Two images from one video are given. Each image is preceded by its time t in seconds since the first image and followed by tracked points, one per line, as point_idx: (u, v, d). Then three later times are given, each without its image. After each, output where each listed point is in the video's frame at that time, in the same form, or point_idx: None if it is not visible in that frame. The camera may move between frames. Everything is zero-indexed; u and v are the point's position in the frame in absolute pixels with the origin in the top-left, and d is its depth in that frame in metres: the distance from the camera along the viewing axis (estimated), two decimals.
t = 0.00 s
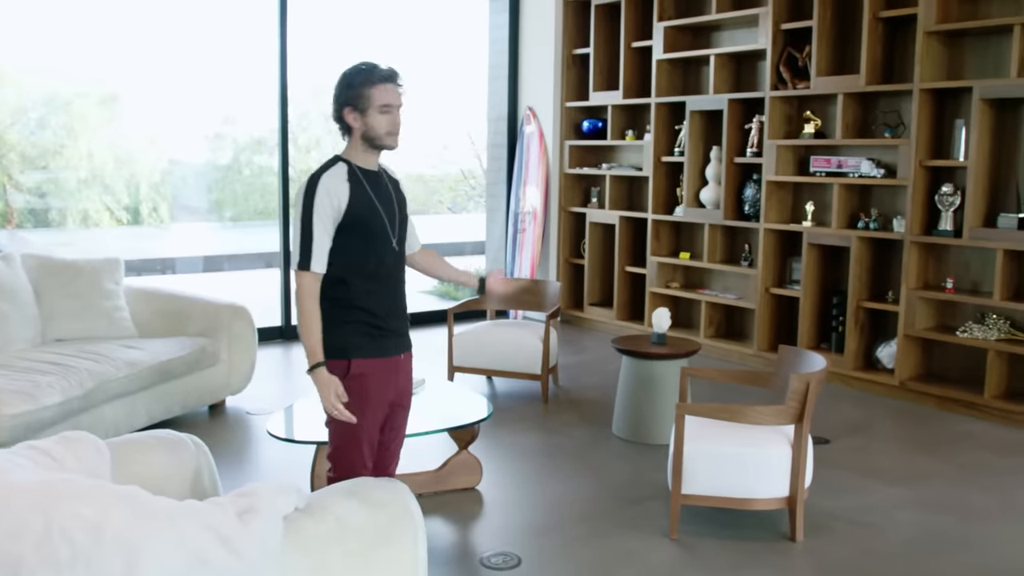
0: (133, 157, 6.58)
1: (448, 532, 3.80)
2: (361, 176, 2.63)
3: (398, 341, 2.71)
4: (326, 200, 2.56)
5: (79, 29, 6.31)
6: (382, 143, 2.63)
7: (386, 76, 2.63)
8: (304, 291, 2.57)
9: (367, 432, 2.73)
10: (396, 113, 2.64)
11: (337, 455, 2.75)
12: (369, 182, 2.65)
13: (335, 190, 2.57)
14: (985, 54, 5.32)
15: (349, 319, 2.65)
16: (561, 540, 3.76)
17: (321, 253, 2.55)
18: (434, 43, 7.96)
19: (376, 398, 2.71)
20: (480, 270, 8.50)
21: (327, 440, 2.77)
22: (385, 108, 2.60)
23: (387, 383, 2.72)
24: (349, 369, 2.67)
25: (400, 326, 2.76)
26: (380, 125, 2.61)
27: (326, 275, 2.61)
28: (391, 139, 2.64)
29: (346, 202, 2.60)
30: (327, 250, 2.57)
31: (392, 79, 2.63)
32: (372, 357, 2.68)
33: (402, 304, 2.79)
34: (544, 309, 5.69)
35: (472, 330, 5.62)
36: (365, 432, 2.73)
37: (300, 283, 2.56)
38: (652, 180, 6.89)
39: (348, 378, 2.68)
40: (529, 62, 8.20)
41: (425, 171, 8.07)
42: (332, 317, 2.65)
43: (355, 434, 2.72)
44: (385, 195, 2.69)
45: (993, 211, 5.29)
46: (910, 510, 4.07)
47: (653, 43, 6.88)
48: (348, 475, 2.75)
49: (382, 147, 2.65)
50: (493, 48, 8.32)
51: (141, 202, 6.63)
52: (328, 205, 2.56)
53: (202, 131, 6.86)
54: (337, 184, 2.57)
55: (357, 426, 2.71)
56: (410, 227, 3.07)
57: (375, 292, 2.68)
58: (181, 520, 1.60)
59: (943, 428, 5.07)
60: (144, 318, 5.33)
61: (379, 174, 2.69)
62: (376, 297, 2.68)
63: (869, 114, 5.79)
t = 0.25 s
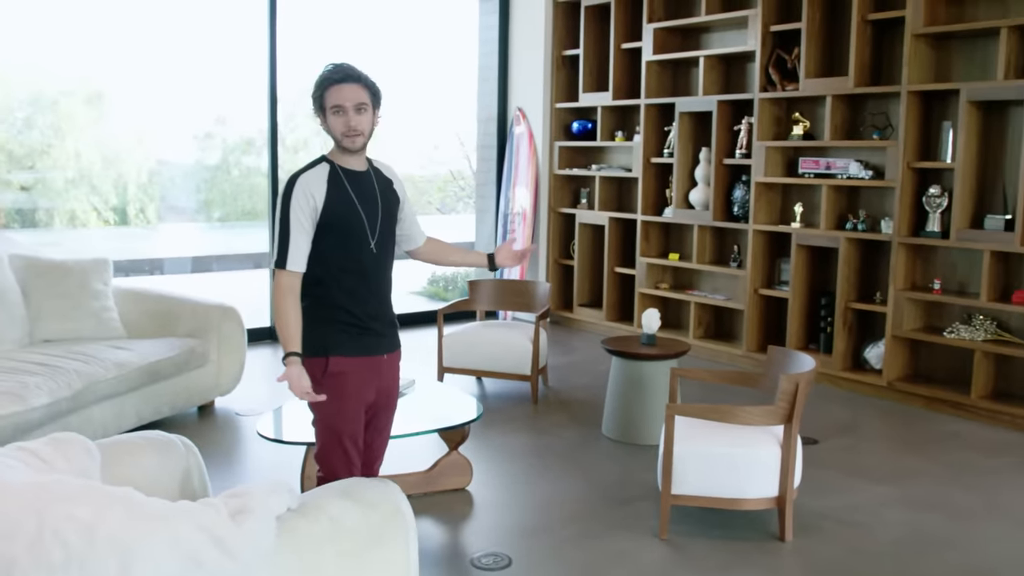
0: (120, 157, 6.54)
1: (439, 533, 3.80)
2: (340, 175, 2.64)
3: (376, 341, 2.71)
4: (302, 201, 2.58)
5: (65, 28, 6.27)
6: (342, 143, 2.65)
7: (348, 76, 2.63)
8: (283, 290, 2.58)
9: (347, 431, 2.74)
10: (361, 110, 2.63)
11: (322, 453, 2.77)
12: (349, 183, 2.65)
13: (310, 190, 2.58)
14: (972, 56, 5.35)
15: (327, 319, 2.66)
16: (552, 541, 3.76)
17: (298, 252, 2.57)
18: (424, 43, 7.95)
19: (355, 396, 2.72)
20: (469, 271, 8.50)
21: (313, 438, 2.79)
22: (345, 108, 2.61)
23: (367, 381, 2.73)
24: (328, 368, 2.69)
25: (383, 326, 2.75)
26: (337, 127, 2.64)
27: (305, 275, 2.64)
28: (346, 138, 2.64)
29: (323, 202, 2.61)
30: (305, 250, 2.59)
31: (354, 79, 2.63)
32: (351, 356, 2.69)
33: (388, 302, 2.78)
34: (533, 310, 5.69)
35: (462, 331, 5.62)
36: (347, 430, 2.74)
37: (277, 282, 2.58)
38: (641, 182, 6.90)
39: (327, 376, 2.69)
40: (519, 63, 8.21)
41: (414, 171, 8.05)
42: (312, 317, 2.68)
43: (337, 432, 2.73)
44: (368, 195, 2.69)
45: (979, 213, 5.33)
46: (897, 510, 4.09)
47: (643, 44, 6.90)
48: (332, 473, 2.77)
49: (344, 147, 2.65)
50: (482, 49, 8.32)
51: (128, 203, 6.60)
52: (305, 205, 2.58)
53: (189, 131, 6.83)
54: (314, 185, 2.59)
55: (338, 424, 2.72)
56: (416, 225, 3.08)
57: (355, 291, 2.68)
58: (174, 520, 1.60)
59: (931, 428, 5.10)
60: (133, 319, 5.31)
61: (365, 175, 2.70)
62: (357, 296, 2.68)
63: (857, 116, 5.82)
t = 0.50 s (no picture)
0: (104, 160, 6.52)
1: (426, 536, 3.80)
2: (326, 179, 2.64)
3: (356, 343, 2.70)
4: (285, 204, 2.60)
5: (48, 29, 6.24)
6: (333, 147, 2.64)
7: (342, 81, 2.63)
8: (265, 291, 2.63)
9: (330, 431, 2.73)
10: (354, 116, 2.63)
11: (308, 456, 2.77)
12: (334, 186, 2.65)
13: (294, 192, 2.60)
14: (955, 61, 5.40)
15: (308, 321, 2.66)
16: (539, 543, 3.76)
17: (280, 254, 2.60)
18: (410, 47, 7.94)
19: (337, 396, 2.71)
20: (455, 274, 8.50)
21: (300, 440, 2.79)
22: (338, 113, 2.61)
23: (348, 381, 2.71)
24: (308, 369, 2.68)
25: (365, 330, 2.74)
26: (328, 131, 2.62)
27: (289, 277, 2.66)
28: (335, 142, 2.63)
29: (307, 204, 2.62)
30: (287, 252, 2.61)
31: (349, 84, 2.63)
32: (330, 357, 2.68)
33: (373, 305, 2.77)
34: (519, 313, 5.70)
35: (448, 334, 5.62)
36: (329, 432, 2.73)
37: (260, 284, 2.62)
38: (627, 185, 6.93)
39: (308, 377, 2.69)
40: (505, 66, 8.22)
41: (400, 174, 8.03)
42: (294, 319, 2.69)
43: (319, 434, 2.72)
44: (353, 199, 2.68)
45: (962, 216, 5.37)
46: (882, 510, 4.12)
47: (629, 48, 6.92)
48: (317, 476, 2.76)
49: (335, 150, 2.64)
50: (468, 52, 8.33)
51: (111, 206, 6.57)
52: (288, 208, 2.60)
53: (174, 134, 6.81)
54: (297, 188, 2.60)
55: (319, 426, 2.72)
56: (404, 232, 3.00)
57: (338, 293, 2.67)
58: (164, 523, 1.61)
59: (915, 429, 5.14)
60: (118, 322, 5.29)
61: (350, 180, 2.69)
62: (339, 298, 2.67)
63: (842, 120, 5.87)
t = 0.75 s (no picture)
0: (85, 163, 6.48)
1: (412, 539, 3.79)
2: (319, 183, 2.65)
3: (345, 345, 2.71)
4: (281, 209, 2.58)
5: (28, 31, 6.18)
6: (355, 148, 2.69)
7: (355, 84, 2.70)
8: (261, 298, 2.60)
9: (327, 433, 2.73)
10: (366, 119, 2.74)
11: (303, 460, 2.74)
12: (326, 192, 2.66)
13: (290, 197, 2.59)
14: (935, 66, 5.46)
15: (299, 324, 2.67)
16: (525, 545, 3.77)
17: (275, 260, 2.59)
18: (393, 50, 7.94)
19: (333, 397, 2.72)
20: (440, 277, 8.50)
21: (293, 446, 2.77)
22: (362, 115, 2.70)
23: (343, 381, 2.73)
24: (303, 372, 2.68)
25: (353, 332, 2.76)
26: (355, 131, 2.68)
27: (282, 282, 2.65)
28: (364, 144, 2.70)
29: (302, 210, 2.61)
30: (282, 258, 2.60)
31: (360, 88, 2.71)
32: (326, 358, 2.69)
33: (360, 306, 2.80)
34: (504, 316, 5.70)
35: (433, 337, 5.62)
36: (327, 433, 2.73)
37: (255, 291, 2.60)
38: (611, 188, 6.95)
39: (303, 380, 2.68)
40: (489, 69, 8.24)
41: (383, 177, 8.00)
42: (283, 322, 2.68)
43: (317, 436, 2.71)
44: (344, 204, 2.69)
45: (943, 219, 5.43)
46: (865, 510, 4.16)
47: (612, 52, 6.95)
48: (315, 477, 2.75)
49: (356, 152, 2.71)
50: (452, 55, 8.34)
51: (93, 209, 6.53)
52: (283, 213, 2.58)
53: (156, 137, 6.78)
54: (292, 193, 2.59)
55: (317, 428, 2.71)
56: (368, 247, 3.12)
57: (331, 296, 2.69)
58: (152, 526, 1.60)
59: (897, 430, 5.18)
60: (101, 326, 5.25)
61: (343, 184, 2.71)
62: (332, 301, 2.69)
63: (824, 123, 5.91)
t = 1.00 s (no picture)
0: (65, 166, 6.43)
1: (397, 540, 3.79)
2: (314, 186, 2.66)
3: (343, 345, 2.78)
4: (286, 213, 2.58)
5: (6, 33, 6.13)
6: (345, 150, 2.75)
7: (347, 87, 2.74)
8: (266, 304, 2.58)
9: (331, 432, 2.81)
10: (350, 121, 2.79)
11: (306, 458, 2.82)
12: (320, 194, 2.68)
13: (294, 202, 2.59)
14: (915, 68, 5.51)
15: (300, 327, 2.70)
16: (511, 547, 3.77)
17: (281, 266, 2.57)
18: (376, 52, 7.93)
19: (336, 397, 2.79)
20: (422, 279, 8.49)
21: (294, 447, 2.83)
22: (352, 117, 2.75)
23: (343, 381, 2.82)
24: (309, 376, 2.73)
25: (345, 332, 2.83)
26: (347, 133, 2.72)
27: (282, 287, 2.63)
28: (354, 146, 2.76)
29: (303, 214, 2.62)
30: (286, 262, 2.59)
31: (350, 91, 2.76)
32: (327, 360, 2.75)
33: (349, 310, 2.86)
34: (487, 317, 5.71)
35: (417, 339, 5.62)
36: (332, 431, 2.81)
37: (259, 297, 2.57)
38: (594, 190, 6.97)
39: (309, 383, 2.74)
40: (471, 71, 8.24)
41: (366, 179, 7.98)
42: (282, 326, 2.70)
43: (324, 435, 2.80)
44: (335, 205, 2.73)
45: (922, 219, 5.48)
46: (847, 509, 4.19)
47: (595, 53, 6.97)
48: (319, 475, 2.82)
49: (344, 153, 2.76)
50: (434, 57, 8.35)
51: (74, 212, 6.48)
52: (289, 218, 2.58)
53: (136, 139, 6.74)
54: (295, 197, 2.59)
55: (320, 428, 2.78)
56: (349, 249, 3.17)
57: (327, 300, 2.73)
58: (137, 529, 1.60)
59: (878, 429, 5.22)
60: (82, 329, 5.21)
61: (327, 184, 2.74)
62: (330, 303, 2.74)
63: (805, 124, 5.96)
